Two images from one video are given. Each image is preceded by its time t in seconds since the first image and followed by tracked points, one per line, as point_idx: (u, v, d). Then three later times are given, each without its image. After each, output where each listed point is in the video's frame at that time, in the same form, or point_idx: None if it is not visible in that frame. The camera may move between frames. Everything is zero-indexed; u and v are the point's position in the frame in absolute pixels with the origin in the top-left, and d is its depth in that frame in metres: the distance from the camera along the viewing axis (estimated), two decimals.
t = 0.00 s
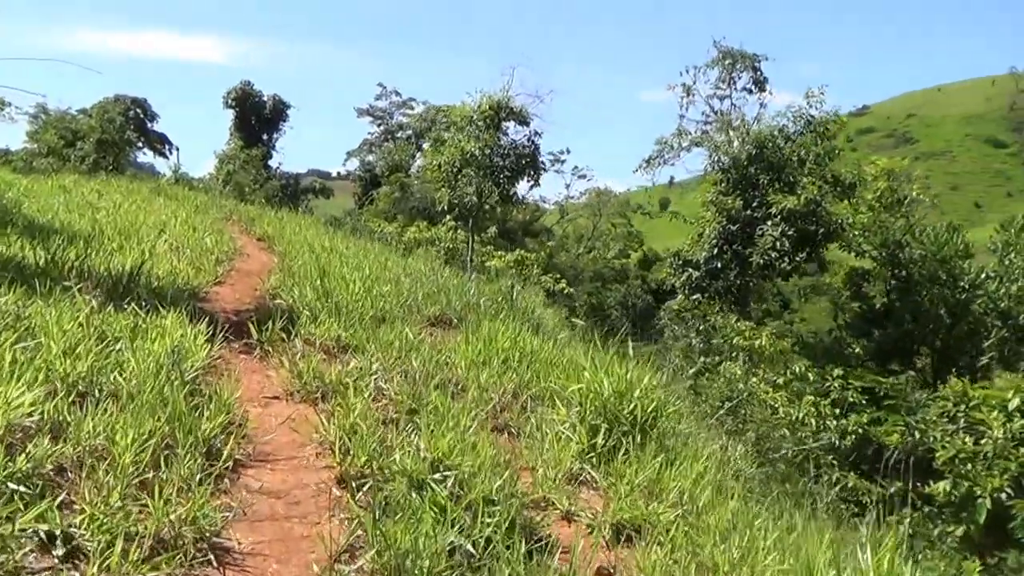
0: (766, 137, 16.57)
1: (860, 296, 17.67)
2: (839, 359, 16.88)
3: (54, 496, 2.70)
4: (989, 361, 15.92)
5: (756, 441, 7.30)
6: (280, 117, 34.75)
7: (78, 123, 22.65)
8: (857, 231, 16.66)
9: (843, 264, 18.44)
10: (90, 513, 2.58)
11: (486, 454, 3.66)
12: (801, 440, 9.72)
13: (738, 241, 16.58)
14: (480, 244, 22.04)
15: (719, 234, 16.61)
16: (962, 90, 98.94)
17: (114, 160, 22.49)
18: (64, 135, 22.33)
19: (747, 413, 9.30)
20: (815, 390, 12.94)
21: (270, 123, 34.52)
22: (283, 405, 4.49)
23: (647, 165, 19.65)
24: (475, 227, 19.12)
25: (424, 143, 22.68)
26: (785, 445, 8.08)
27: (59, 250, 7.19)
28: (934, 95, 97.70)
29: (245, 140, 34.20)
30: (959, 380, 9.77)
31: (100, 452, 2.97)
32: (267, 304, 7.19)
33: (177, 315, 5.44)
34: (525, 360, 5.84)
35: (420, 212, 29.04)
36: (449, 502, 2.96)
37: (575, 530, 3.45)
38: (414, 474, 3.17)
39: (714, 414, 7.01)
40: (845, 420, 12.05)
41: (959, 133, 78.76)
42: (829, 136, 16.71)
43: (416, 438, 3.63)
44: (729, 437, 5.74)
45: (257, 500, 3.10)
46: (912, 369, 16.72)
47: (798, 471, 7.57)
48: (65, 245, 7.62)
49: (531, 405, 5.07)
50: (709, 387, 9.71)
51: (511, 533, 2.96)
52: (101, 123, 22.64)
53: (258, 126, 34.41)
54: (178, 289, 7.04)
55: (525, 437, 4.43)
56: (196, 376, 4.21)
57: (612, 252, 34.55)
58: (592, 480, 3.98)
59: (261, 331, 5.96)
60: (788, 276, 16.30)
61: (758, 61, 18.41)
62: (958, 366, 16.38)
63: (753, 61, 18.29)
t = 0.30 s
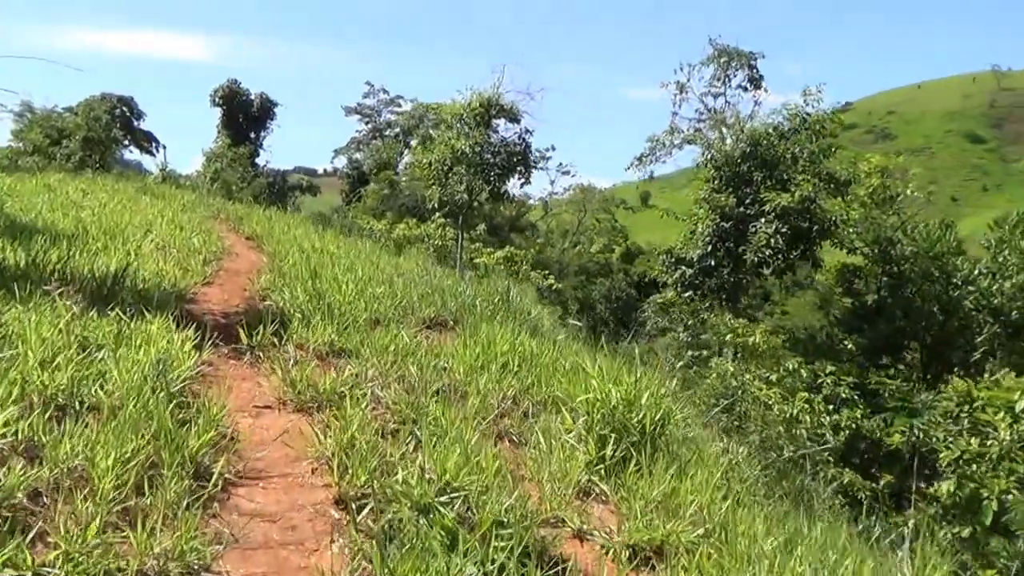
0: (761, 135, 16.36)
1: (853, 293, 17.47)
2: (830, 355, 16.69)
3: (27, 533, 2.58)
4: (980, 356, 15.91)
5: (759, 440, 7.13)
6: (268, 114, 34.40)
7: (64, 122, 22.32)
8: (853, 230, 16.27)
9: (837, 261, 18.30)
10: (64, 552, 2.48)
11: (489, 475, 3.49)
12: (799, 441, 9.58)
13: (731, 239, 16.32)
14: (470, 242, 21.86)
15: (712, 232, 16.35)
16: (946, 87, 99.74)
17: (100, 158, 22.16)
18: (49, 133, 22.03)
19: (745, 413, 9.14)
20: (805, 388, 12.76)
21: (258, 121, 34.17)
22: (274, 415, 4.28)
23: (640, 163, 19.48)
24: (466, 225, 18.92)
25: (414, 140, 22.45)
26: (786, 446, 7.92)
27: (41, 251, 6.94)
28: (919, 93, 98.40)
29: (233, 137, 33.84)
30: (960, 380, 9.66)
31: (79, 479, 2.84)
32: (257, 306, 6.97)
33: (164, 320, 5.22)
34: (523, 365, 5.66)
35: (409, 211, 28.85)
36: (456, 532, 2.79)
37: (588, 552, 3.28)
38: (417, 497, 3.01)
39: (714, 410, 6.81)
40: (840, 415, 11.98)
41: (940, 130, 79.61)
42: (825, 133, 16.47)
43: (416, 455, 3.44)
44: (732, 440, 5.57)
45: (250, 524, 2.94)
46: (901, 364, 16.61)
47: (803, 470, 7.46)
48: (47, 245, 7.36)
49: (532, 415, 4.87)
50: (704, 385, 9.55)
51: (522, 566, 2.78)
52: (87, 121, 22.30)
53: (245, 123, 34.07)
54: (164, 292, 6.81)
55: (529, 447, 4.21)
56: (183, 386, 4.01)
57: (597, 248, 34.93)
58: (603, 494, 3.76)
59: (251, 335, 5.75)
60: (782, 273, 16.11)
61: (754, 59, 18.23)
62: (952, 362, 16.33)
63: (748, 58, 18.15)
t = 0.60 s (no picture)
0: (751, 130, 16.08)
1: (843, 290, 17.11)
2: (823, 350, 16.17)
3: None
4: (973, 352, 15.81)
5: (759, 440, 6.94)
6: (254, 110, 34.04)
7: (47, 117, 21.97)
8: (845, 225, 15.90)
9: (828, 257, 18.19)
10: None
11: (495, 492, 3.31)
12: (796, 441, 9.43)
13: (722, 235, 15.96)
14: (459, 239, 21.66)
15: (703, 228, 15.96)
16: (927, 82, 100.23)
17: (85, 154, 21.82)
18: (32, 129, 21.72)
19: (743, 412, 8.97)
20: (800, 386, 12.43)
21: (243, 116, 33.80)
22: (265, 425, 4.05)
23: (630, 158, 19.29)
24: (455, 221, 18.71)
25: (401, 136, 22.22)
26: (784, 445, 7.72)
27: (18, 250, 6.68)
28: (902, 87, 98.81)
29: (219, 133, 33.47)
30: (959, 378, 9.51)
31: (46, 515, 2.64)
32: (244, 307, 6.74)
33: (147, 323, 4.98)
34: (520, 368, 5.45)
35: (397, 208, 28.59)
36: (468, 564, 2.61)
37: None
38: (423, 514, 2.85)
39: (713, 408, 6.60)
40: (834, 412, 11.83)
41: (921, 124, 80.16)
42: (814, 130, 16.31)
43: (419, 473, 3.23)
44: (737, 444, 5.36)
45: (240, 551, 2.74)
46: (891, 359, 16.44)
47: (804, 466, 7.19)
48: (24, 244, 7.10)
49: (536, 423, 4.66)
50: (699, 384, 9.36)
51: None
52: (70, 117, 21.96)
53: (231, 119, 33.69)
54: (147, 292, 6.56)
55: (530, 459, 3.97)
56: (169, 395, 3.79)
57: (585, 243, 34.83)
58: (613, 510, 3.54)
59: (239, 339, 5.51)
60: (775, 270, 15.87)
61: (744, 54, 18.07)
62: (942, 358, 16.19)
63: (737, 53, 17.98)
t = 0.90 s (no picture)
0: (743, 122, 15.76)
1: (836, 284, 16.26)
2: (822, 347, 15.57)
3: None
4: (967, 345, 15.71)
5: (761, 442, 6.78)
6: (239, 102, 33.66)
7: (30, 110, 21.64)
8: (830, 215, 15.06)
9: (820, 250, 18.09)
10: None
11: (500, 510, 3.12)
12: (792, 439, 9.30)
13: (714, 229, 15.81)
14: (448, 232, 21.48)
15: (694, 222, 15.76)
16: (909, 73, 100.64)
17: (68, 147, 21.49)
18: (15, 121, 21.42)
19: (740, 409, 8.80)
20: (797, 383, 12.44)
21: (229, 108, 33.42)
22: (251, 438, 3.85)
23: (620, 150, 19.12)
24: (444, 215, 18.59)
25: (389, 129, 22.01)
26: (786, 447, 7.60)
27: None
28: (884, 79, 99.22)
29: (204, 125, 33.09)
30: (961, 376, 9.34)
31: (9, 552, 2.45)
32: (229, 308, 6.52)
33: (127, 328, 4.77)
34: (519, 373, 5.26)
35: (386, 201, 28.37)
36: None
37: None
38: (422, 546, 2.69)
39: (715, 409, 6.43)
40: (832, 408, 11.81)
41: (900, 117, 80.63)
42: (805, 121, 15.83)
43: (420, 499, 3.04)
44: (743, 450, 5.17)
45: None
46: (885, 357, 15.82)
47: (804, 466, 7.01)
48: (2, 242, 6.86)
49: (537, 432, 4.48)
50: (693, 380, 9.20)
51: None
52: (54, 109, 21.62)
53: (216, 111, 33.30)
54: (128, 294, 6.34)
55: (533, 473, 3.77)
56: (149, 408, 3.58)
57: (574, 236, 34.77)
58: (622, 527, 3.38)
59: (223, 343, 5.29)
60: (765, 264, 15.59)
61: (733, 46, 17.84)
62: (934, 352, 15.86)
63: (727, 45, 17.76)
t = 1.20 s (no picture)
0: (733, 113, 15.09)
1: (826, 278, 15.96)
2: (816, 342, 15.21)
3: None
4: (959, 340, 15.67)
5: (760, 443, 6.64)
6: (224, 93, 33.21)
7: (13, 101, 21.21)
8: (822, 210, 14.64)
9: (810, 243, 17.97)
10: None
11: (504, 534, 2.96)
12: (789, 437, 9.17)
13: (705, 223, 15.10)
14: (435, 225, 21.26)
15: (685, 215, 15.03)
16: (888, 66, 101.08)
17: (51, 139, 21.08)
18: None
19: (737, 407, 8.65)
20: (791, 379, 12.46)
21: (213, 100, 32.98)
22: (236, 450, 3.68)
23: (609, 142, 18.85)
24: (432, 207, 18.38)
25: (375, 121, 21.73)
26: (785, 448, 7.48)
27: None
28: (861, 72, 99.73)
29: (188, 117, 32.62)
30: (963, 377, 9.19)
31: None
32: (213, 308, 6.29)
33: (105, 332, 4.54)
34: (515, 378, 5.16)
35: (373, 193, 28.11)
36: None
37: None
38: None
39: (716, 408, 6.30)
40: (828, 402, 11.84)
41: (875, 110, 80.90)
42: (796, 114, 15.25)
43: (423, 531, 2.89)
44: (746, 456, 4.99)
45: None
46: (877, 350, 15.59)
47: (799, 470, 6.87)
48: None
49: (535, 442, 4.30)
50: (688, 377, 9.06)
51: None
52: (36, 100, 21.18)
53: (201, 102, 32.84)
54: (107, 294, 6.08)
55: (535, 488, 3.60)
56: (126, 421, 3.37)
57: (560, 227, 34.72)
58: (633, 548, 3.22)
59: (206, 347, 5.06)
60: (756, 258, 14.99)
61: (724, 36, 17.25)
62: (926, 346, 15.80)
63: (718, 35, 17.21)
